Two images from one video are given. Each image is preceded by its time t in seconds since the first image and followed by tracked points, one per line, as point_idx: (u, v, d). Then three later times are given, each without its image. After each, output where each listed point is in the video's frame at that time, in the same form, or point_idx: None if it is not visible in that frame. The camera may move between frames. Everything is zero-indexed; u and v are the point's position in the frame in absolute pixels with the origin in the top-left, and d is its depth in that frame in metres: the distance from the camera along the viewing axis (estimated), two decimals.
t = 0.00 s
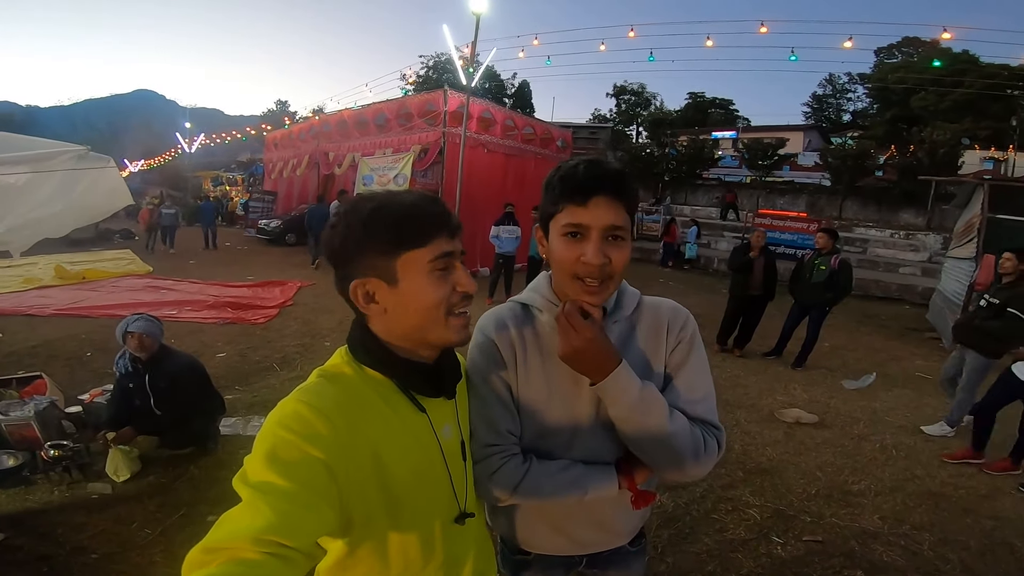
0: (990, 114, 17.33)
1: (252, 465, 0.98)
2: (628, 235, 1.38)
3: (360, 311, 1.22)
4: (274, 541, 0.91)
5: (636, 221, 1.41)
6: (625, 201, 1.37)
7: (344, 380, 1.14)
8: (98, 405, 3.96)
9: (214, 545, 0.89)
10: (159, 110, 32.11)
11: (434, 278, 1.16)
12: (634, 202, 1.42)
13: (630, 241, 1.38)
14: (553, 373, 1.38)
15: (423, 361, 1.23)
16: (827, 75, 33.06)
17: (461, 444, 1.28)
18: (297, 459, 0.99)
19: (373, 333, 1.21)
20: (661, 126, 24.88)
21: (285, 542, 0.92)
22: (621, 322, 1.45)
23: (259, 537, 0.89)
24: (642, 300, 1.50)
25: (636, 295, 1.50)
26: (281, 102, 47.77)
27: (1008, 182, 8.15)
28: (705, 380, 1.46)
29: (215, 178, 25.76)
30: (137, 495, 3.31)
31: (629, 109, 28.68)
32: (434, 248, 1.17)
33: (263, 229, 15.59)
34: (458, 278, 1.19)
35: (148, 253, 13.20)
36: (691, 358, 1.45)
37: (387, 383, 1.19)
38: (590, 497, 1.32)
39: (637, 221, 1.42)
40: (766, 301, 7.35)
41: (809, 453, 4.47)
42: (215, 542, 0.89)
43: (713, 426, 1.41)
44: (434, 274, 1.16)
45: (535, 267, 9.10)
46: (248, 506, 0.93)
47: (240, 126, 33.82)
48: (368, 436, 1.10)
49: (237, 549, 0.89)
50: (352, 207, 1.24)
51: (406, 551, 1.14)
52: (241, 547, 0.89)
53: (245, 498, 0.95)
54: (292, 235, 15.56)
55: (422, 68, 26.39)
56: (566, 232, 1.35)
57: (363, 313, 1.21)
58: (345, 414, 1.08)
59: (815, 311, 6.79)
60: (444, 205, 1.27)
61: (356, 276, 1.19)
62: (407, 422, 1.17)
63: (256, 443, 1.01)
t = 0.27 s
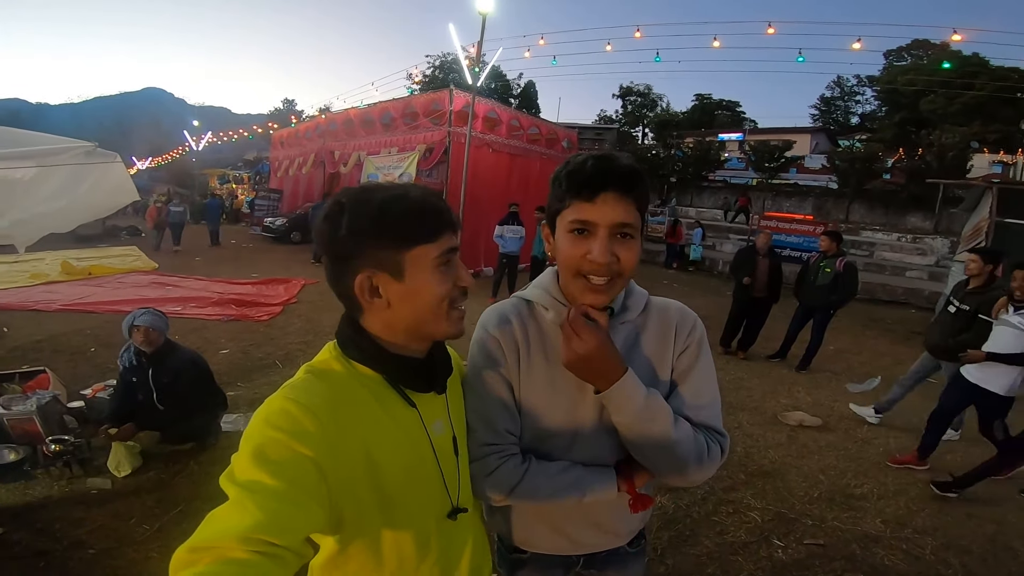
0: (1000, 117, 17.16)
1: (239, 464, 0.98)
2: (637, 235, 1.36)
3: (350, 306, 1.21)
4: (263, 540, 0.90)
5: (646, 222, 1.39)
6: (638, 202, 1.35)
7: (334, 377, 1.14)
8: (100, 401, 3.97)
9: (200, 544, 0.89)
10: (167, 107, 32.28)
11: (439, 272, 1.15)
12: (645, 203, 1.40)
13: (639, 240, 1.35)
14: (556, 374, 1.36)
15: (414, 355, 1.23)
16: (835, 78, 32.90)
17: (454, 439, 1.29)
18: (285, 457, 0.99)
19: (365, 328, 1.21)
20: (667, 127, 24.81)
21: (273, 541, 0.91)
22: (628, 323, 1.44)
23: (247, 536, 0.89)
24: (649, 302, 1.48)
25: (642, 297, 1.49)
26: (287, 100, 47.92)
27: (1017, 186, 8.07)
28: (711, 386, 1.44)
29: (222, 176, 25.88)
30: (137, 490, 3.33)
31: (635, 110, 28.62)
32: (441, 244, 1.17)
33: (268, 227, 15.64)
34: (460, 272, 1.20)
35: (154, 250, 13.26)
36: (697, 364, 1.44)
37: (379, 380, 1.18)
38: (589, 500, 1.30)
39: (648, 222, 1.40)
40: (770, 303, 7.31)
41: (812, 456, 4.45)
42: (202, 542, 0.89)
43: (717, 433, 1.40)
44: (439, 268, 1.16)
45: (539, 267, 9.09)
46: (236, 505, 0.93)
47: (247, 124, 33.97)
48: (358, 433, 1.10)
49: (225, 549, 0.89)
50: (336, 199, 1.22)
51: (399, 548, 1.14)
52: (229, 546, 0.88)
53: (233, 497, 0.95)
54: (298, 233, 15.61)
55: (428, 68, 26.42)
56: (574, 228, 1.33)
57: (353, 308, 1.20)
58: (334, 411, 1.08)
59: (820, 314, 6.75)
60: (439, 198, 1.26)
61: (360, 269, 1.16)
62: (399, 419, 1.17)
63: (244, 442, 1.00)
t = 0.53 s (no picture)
0: (1006, 117, 17.05)
1: (243, 456, 0.99)
2: (652, 236, 1.31)
3: (357, 301, 1.21)
4: (263, 533, 0.91)
5: (666, 222, 1.34)
6: (655, 201, 1.30)
7: (340, 372, 1.14)
8: (105, 399, 3.99)
9: (200, 536, 0.89)
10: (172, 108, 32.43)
11: (443, 268, 1.16)
12: (669, 203, 1.35)
13: (651, 239, 1.30)
14: (575, 371, 1.36)
15: (419, 352, 1.23)
16: (840, 77, 32.79)
17: (458, 436, 1.29)
18: (288, 451, 0.99)
19: (371, 324, 1.21)
20: (671, 127, 24.76)
21: (273, 534, 0.92)
22: (653, 322, 1.42)
23: (247, 529, 0.90)
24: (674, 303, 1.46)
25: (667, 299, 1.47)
26: (291, 101, 48.06)
27: None
28: (732, 391, 1.44)
29: (226, 176, 25.97)
30: (142, 489, 3.34)
31: (639, 110, 28.58)
32: (444, 241, 1.16)
33: (273, 227, 15.69)
34: (465, 270, 1.20)
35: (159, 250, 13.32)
36: (720, 370, 1.42)
37: (384, 376, 1.19)
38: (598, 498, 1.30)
39: (669, 222, 1.35)
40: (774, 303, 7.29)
41: (816, 456, 4.43)
42: (202, 534, 0.90)
43: (738, 437, 1.40)
44: (443, 264, 1.16)
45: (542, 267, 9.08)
46: (238, 497, 0.94)
47: (252, 124, 34.08)
48: (362, 428, 1.10)
49: (224, 541, 0.89)
50: (343, 195, 1.23)
51: (400, 544, 1.15)
52: (229, 539, 0.89)
53: (235, 489, 0.96)
54: (302, 233, 15.65)
55: (432, 68, 26.44)
56: (585, 224, 1.34)
57: (359, 304, 1.21)
58: (338, 405, 1.08)
59: (824, 314, 6.72)
60: (446, 196, 1.26)
61: (364, 264, 1.17)
62: (404, 415, 1.18)
63: (248, 435, 1.01)
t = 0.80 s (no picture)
0: (1006, 116, 17.05)
1: (255, 459, 1.00)
2: (692, 256, 1.26)
3: (364, 306, 1.22)
4: (274, 534, 0.91)
5: (714, 239, 1.28)
6: (698, 221, 1.24)
7: (349, 375, 1.15)
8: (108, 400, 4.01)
9: (213, 538, 0.90)
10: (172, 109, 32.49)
11: (452, 277, 1.16)
12: (719, 217, 1.28)
13: (689, 259, 1.26)
14: (614, 371, 1.34)
15: (427, 357, 1.23)
16: (839, 77, 32.78)
17: (465, 439, 1.31)
18: (298, 453, 1.00)
19: (378, 328, 1.22)
20: (671, 128, 24.77)
21: (284, 536, 0.93)
22: (704, 331, 1.36)
23: (259, 531, 0.90)
24: (728, 313, 1.42)
25: (723, 307, 1.42)
26: (291, 103, 48.15)
27: None
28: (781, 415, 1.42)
29: (226, 178, 26.00)
30: (145, 491, 3.35)
31: (639, 111, 28.60)
32: (454, 250, 1.17)
33: (273, 228, 15.71)
34: (473, 279, 1.20)
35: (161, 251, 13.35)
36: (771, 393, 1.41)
37: (392, 379, 1.19)
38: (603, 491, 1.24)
39: (716, 240, 1.28)
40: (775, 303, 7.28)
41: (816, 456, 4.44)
42: (214, 535, 0.90)
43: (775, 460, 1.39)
44: (450, 274, 1.16)
45: (543, 268, 9.09)
46: (249, 500, 0.95)
47: (252, 126, 34.16)
48: (372, 431, 1.11)
49: (235, 542, 0.90)
50: (354, 200, 1.23)
51: (407, 545, 1.15)
52: (240, 540, 0.90)
53: (247, 491, 0.96)
54: (302, 235, 15.67)
55: (432, 69, 26.46)
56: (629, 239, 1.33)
57: (367, 308, 1.21)
58: (348, 408, 1.09)
59: (825, 314, 6.72)
60: (457, 201, 1.26)
61: (373, 270, 1.18)
62: (413, 418, 1.18)
63: (259, 437, 1.02)
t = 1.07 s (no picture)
0: (1003, 117, 17.08)
1: (252, 459, 1.00)
2: (750, 260, 1.25)
3: (358, 307, 1.22)
4: (273, 535, 0.92)
5: (775, 245, 1.26)
6: (757, 225, 1.23)
7: (345, 375, 1.15)
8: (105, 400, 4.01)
9: (212, 539, 0.90)
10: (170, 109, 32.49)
11: (446, 281, 1.16)
12: (783, 223, 1.26)
13: (745, 264, 1.25)
14: (669, 372, 1.38)
15: (423, 358, 1.24)
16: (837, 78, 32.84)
17: (461, 441, 1.31)
18: (296, 454, 1.00)
19: (373, 329, 1.22)
20: (669, 129, 24.80)
21: (284, 537, 0.93)
22: (763, 345, 1.36)
23: (258, 531, 0.90)
24: (792, 327, 1.40)
25: (788, 321, 1.41)
26: (290, 104, 48.14)
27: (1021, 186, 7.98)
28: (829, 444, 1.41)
29: (225, 178, 25.99)
30: (141, 491, 3.35)
31: (637, 111, 28.61)
32: (449, 253, 1.17)
33: (271, 229, 15.69)
34: (468, 283, 1.19)
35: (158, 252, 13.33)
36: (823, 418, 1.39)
37: (388, 379, 1.19)
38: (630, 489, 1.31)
39: (778, 247, 1.26)
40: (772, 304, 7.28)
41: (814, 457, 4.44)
42: (212, 537, 0.90)
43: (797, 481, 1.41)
44: (445, 277, 1.16)
45: (541, 269, 9.09)
46: (248, 500, 0.94)
47: (250, 126, 34.14)
48: (372, 432, 1.11)
49: (235, 543, 0.90)
50: (351, 202, 1.24)
51: (405, 547, 1.15)
52: (240, 541, 0.90)
53: (245, 492, 0.96)
54: (300, 236, 15.65)
55: (430, 70, 26.46)
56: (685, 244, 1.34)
57: (362, 309, 1.22)
58: (346, 409, 1.09)
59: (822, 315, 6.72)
60: (452, 203, 1.26)
61: (367, 273, 1.18)
62: (409, 418, 1.19)
63: (257, 438, 1.02)
